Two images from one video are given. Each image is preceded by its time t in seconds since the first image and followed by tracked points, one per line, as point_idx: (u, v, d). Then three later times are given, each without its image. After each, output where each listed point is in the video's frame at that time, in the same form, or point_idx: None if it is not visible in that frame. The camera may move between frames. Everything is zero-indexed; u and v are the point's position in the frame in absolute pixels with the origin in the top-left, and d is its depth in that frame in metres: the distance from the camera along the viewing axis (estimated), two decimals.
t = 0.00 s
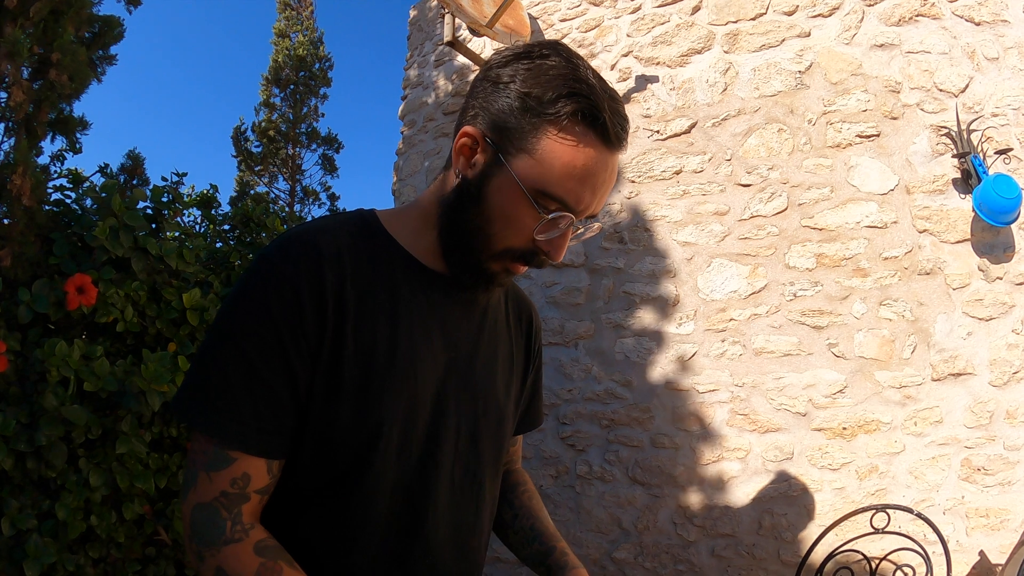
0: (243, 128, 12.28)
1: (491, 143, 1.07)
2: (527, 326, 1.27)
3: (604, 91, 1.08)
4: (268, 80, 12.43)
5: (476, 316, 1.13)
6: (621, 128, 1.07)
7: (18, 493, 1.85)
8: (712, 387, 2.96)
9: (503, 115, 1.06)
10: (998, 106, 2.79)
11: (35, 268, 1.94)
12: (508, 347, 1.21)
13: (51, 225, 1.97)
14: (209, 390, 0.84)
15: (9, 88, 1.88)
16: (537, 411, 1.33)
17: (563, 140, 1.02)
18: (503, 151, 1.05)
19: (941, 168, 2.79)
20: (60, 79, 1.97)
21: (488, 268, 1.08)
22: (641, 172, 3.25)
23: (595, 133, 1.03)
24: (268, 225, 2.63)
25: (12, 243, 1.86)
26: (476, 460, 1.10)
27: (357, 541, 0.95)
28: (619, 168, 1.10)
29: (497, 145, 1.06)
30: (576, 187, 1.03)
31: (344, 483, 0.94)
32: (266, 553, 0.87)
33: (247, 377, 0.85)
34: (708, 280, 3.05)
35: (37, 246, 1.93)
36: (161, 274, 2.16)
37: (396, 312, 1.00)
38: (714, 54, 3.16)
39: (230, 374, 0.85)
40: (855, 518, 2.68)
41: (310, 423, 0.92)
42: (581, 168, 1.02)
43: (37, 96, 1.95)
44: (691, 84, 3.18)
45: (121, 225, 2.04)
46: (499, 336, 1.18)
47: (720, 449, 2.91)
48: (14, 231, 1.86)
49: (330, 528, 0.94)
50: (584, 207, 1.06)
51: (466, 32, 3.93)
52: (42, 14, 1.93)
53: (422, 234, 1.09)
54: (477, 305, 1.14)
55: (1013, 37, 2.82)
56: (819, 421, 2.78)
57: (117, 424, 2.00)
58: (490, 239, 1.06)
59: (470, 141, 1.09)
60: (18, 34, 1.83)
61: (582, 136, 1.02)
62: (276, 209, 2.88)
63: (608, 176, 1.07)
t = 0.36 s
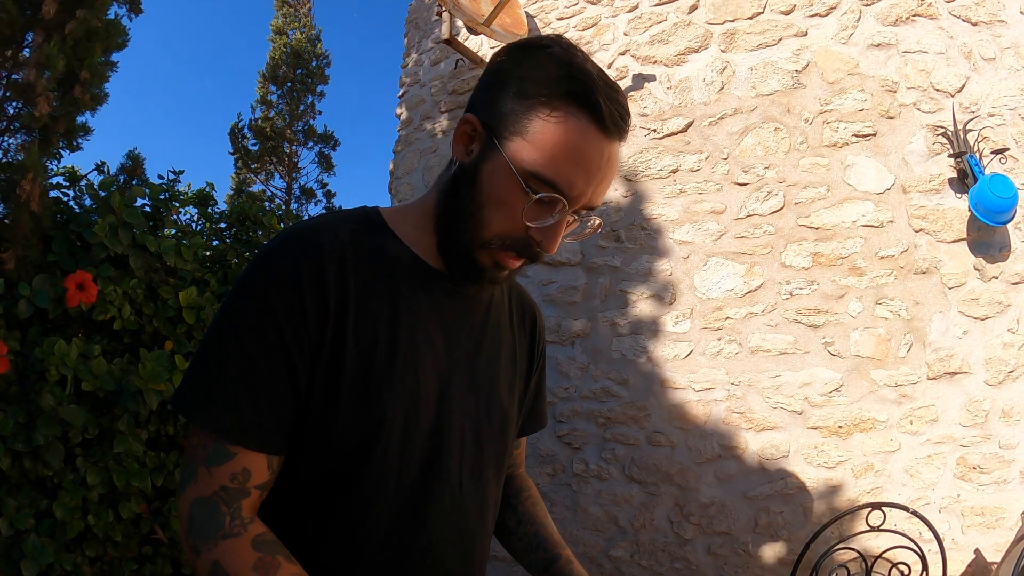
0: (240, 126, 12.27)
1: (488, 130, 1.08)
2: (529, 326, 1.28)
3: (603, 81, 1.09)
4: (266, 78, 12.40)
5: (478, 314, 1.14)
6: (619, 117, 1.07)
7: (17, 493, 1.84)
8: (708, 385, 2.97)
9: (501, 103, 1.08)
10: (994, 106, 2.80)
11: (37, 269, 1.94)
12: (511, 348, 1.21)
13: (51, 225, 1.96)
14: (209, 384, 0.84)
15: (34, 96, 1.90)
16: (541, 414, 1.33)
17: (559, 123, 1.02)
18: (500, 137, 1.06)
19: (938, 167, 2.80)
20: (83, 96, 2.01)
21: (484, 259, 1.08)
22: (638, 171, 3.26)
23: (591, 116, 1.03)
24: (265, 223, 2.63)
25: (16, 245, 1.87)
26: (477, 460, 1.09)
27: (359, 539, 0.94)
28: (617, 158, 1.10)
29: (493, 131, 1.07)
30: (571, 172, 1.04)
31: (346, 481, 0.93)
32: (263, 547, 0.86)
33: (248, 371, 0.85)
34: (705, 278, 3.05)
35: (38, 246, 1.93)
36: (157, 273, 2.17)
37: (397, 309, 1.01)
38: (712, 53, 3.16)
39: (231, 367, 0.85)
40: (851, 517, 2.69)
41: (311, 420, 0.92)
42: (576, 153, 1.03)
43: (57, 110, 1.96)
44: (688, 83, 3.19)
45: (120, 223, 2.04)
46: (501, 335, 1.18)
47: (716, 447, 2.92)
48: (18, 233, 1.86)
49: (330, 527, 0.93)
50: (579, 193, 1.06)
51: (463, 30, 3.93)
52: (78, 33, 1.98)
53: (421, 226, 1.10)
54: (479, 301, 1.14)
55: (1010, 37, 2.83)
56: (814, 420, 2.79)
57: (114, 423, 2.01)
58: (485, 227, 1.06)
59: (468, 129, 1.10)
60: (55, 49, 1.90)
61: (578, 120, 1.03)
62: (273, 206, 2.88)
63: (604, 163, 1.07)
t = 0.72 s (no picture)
0: (241, 127, 12.27)
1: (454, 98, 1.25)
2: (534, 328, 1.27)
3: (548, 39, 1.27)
4: (267, 79, 12.41)
5: (479, 313, 1.14)
6: (562, 51, 1.22)
7: (18, 493, 1.85)
8: (709, 387, 2.96)
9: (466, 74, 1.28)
10: (995, 106, 2.80)
11: (40, 271, 1.95)
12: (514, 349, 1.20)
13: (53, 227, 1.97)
14: (213, 378, 0.83)
15: (50, 101, 1.90)
16: (546, 417, 1.33)
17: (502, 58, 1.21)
18: (460, 95, 1.22)
19: (939, 167, 2.80)
20: (96, 106, 2.04)
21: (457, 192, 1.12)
22: (638, 172, 3.25)
23: (525, 50, 1.20)
24: (265, 224, 2.62)
25: (19, 247, 1.88)
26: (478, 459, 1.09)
27: (360, 539, 0.93)
28: (567, 85, 1.21)
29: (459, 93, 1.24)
30: (513, 90, 1.16)
31: (348, 479, 0.92)
32: (266, 545, 0.86)
33: (252, 364, 0.84)
34: (705, 279, 3.05)
35: (40, 247, 1.93)
36: (158, 274, 2.16)
37: (400, 306, 1.01)
38: (712, 54, 3.16)
39: (236, 360, 0.83)
40: (853, 518, 2.69)
41: (314, 416, 0.91)
42: (515, 75, 1.17)
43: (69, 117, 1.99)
44: (689, 83, 3.18)
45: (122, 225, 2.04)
46: (503, 336, 1.18)
47: (717, 448, 2.91)
48: (21, 234, 1.87)
49: (332, 526, 0.92)
50: (527, 108, 1.16)
51: (464, 31, 3.93)
52: (99, 47, 2.02)
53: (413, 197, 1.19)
54: (479, 298, 1.15)
55: (1011, 38, 2.83)
56: (815, 421, 2.78)
57: (115, 424, 2.01)
58: (451, 163, 1.15)
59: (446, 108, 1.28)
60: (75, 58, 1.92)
61: (515, 55, 1.19)
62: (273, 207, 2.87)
63: (550, 84, 1.18)
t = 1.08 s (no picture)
0: (246, 129, 12.31)
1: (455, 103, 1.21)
2: (545, 325, 1.27)
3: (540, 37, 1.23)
4: (271, 80, 12.44)
5: (492, 310, 1.13)
6: (557, 52, 1.19)
7: (22, 493, 1.85)
8: (715, 388, 2.95)
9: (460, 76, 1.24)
10: (1000, 106, 2.78)
11: (42, 271, 1.96)
12: (528, 347, 1.19)
13: (56, 228, 1.97)
14: (229, 377, 0.84)
15: (33, 96, 1.87)
16: (561, 415, 1.33)
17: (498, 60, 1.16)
18: (460, 100, 1.19)
19: (944, 168, 2.79)
20: (82, 93, 1.98)
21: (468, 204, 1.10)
22: (643, 173, 3.25)
23: (523, 52, 1.16)
24: (270, 225, 2.62)
25: (21, 246, 1.88)
26: (494, 457, 1.08)
27: (377, 537, 0.93)
28: (565, 85, 1.17)
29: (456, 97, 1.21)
30: (515, 95, 1.13)
31: (362, 477, 0.93)
32: (284, 540, 0.86)
33: (266, 363, 0.85)
34: (711, 281, 3.04)
35: (43, 247, 1.93)
36: (162, 275, 2.17)
37: (412, 305, 1.01)
38: (716, 55, 3.16)
39: (251, 360, 0.85)
40: (858, 520, 2.68)
41: (330, 415, 0.92)
42: (515, 79, 1.14)
43: (57, 108, 1.95)
44: (693, 85, 3.18)
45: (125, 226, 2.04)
46: (518, 334, 1.17)
47: (722, 449, 2.91)
48: (21, 234, 1.87)
49: (348, 523, 0.93)
50: (529, 113, 1.13)
51: (468, 33, 3.93)
52: (74, 30, 1.97)
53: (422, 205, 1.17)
54: (490, 294, 1.14)
55: (1016, 37, 2.82)
56: (820, 423, 2.77)
57: (120, 424, 2.01)
58: (459, 173, 1.12)
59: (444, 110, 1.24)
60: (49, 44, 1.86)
61: (512, 58, 1.16)
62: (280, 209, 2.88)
63: (550, 87, 1.15)
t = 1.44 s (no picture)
0: (244, 134, 12.31)
1: (476, 131, 1.11)
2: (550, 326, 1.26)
3: (569, 69, 1.12)
4: (269, 85, 12.46)
5: (501, 313, 1.13)
6: (588, 94, 1.10)
7: (19, 497, 1.85)
8: (712, 393, 2.96)
9: (478, 104, 1.12)
10: (996, 111, 2.80)
11: (37, 273, 1.95)
12: (535, 350, 1.20)
13: (53, 231, 1.97)
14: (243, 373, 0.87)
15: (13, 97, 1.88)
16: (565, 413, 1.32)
17: (527, 105, 1.06)
18: (484, 134, 1.09)
19: (940, 173, 2.80)
20: (64, 88, 1.97)
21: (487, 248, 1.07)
22: (640, 179, 3.26)
23: (558, 98, 1.06)
24: (268, 231, 2.62)
25: (15, 248, 1.88)
26: (504, 457, 1.07)
27: (382, 541, 0.92)
28: (592, 134, 1.10)
29: (475, 131, 1.11)
30: (548, 150, 1.05)
31: (370, 479, 0.93)
32: (271, 520, 0.87)
33: (277, 365, 0.87)
34: (708, 286, 3.05)
35: (39, 250, 1.94)
36: (161, 280, 2.17)
37: (421, 309, 1.01)
38: (713, 62, 3.18)
39: (265, 357, 0.87)
40: (856, 524, 2.68)
41: (340, 417, 0.93)
42: (549, 129, 1.05)
43: (39, 105, 1.94)
44: (690, 91, 3.20)
45: (123, 229, 2.05)
46: (525, 337, 1.17)
47: (720, 454, 2.91)
48: (16, 237, 1.87)
49: (354, 526, 0.93)
50: (557, 169, 1.06)
51: (466, 39, 3.94)
52: (46, 23, 1.93)
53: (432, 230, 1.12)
54: (498, 296, 1.14)
55: (1010, 43, 2.84)
56: (818, 427, 2.78)
57: (117, 429, 2.01)
58: (480, 218, 1.07)
59: (460, 137, 1.14)
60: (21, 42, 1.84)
61: (546, 102, 1.05)
62: (278, 215, 2.88)
63: (579, 139, 1.07)
